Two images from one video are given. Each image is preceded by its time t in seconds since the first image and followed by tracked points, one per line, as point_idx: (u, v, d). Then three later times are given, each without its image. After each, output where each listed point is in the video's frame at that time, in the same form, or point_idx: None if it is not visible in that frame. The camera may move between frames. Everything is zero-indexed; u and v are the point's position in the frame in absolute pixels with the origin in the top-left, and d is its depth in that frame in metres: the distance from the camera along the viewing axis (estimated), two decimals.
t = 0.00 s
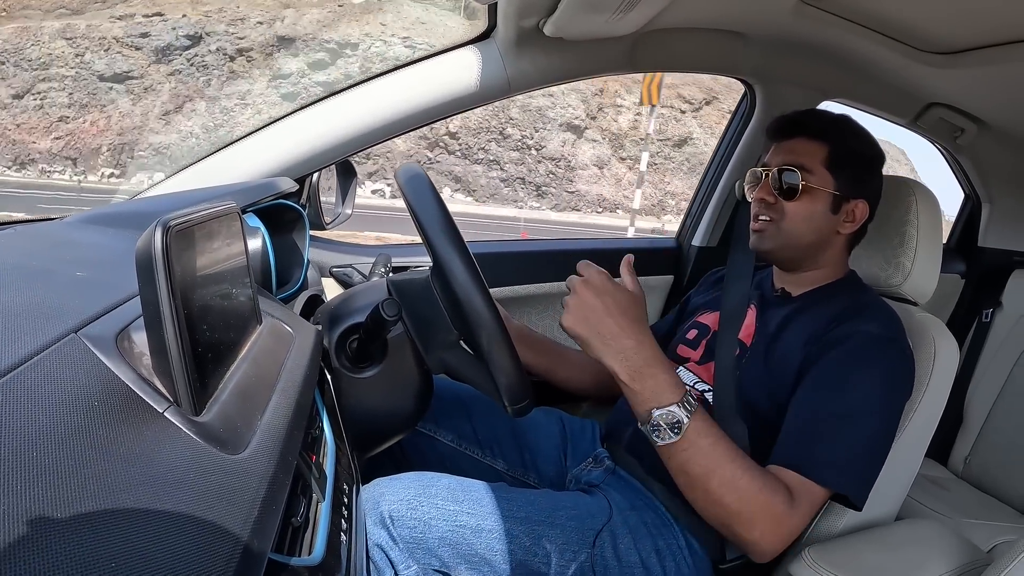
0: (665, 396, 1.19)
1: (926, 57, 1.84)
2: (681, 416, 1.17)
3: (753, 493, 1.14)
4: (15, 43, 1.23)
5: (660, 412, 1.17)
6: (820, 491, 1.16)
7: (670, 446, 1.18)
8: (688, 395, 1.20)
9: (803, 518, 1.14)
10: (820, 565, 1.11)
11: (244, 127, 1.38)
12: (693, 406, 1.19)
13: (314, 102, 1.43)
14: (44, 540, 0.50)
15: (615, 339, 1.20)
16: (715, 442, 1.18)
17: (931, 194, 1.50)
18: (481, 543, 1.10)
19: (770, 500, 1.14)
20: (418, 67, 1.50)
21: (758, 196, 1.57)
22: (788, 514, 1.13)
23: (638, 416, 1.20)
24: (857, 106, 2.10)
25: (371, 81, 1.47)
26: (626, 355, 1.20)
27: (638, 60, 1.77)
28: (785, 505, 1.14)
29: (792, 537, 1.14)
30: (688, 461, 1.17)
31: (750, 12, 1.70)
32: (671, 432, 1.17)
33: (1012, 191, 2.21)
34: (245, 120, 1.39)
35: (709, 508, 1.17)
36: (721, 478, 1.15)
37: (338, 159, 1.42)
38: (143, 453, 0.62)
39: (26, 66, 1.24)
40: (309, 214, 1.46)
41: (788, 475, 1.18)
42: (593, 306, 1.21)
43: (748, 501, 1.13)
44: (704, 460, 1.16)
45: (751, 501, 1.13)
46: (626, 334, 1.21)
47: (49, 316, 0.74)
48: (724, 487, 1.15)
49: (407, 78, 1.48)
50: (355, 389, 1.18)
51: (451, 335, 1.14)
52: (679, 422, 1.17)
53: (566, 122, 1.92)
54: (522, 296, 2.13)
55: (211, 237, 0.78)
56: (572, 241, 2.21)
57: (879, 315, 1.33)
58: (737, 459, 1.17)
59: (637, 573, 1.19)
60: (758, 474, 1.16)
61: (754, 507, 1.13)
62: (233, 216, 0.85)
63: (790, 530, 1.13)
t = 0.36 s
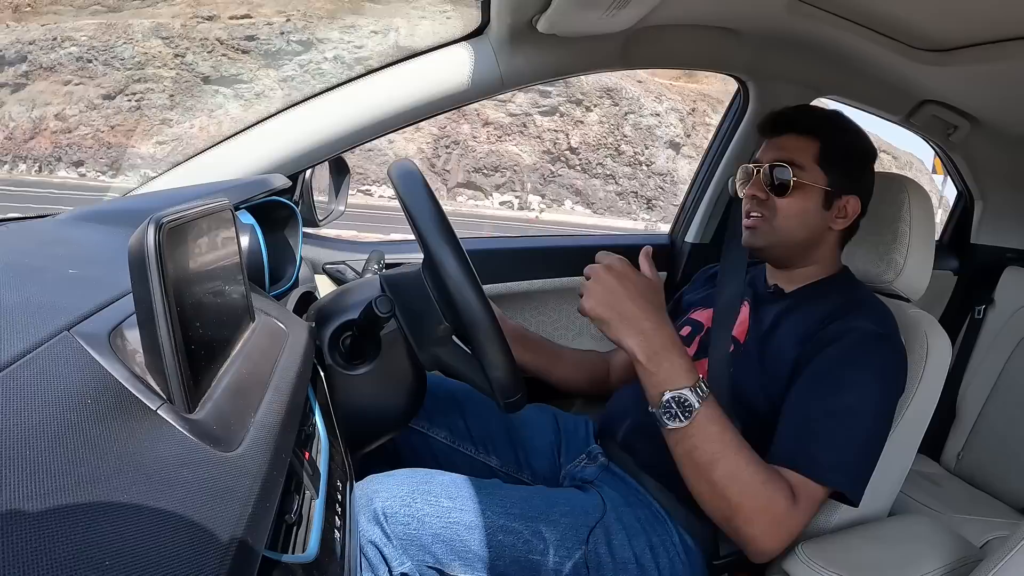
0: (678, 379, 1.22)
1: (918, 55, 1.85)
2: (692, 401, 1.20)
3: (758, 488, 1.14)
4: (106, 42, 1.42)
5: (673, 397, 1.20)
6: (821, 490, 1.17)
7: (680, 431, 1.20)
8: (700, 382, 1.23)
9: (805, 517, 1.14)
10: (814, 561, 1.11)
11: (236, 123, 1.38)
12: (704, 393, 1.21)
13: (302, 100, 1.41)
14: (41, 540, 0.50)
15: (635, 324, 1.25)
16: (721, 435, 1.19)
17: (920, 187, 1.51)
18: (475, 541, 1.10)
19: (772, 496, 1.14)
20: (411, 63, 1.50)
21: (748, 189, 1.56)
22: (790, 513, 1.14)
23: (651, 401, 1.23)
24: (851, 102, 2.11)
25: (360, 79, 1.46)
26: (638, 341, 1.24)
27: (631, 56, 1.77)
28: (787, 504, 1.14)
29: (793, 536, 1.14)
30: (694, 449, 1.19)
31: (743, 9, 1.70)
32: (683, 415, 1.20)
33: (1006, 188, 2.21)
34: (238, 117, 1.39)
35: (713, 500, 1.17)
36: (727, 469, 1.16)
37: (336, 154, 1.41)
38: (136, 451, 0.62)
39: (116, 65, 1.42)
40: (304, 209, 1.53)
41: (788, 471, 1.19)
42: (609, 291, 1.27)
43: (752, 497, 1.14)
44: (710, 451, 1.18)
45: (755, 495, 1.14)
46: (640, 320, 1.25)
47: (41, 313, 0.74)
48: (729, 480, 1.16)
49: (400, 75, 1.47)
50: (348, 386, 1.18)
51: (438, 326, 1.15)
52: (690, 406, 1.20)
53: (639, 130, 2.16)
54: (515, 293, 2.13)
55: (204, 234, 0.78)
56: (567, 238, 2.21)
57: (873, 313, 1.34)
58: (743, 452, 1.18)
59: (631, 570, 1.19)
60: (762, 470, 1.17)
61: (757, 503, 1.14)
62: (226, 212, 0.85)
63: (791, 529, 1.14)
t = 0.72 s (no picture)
0: (657, 396, 1.17)
1: (911, 52, 1.85)
2: (678, 417, 1.16)
3: (762, 489, 1.13)
4: (212, 46, 1.38)
5: (658, 414, 1.16)
6: (829, 482, 1.17)
7: (667, 449, 1.17)
8: (683, 391, 1.19)
9: (814, 511, 1.13)
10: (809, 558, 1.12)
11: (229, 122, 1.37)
12: (690, 405, 1.17)
13: (289, 102, 1.40)
14: (35, 541, 0.50)
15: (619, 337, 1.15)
16: (719, 442, 1.16)
17: (915, 185, 1.51)
18: (471, 539, 1.11)
19: (781, 493, 1.13)
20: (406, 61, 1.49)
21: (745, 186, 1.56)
22: (799, 509, 1.13)
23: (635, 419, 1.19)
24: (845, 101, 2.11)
25: (350, 79, 1.45)
26: (616, 359, 1.16)
27: (625, 55, 1.77)
28: (796, 499, 1.13)
29: (803, 531, 1.13)
30: (692, 459, 1.16)
31: (737, 7, 1.70)
32: (668, 432, 1.16)
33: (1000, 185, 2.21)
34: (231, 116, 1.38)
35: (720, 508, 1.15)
36: (731, 473, 1.14)
37: (328, 154, 1.41)
38: (131, 451, 0.62)
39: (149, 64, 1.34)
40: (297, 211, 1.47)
41: (794, 467, 1.18)
42: (586, 297, 1.12)
43: (759, 497, 1.12)
44: (710, 458, 1.15)
45: (761, 500, 1.12)
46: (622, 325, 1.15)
47: (33, 314, 0.73)
48: (736, 482, 1.14)
49: (392, 74, 1.46)
50: (342, 385, 1.17)
51: (428, 326, 1.15)
52: (675, 422, 1.16)
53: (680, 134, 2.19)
54: (509, 292, 2.13)
55: (197, 234, 0.78)
56: (561, 237, 2.21)
57: (866, 310, 1.34)
58: (745, 455, 1.16)
59: (626, 568, 1.20)
60: (767, 468, 1.15)
61: (766, 501, 1.12)
62: (219, 212, 0.85)
63: (802, 525, 1.13)
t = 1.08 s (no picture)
0: (690, 365, 1.22)
1: (904, 49, 1.85)
2: (704, 387, 1.19)
3: (769, 481, 1.13)
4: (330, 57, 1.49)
5: (682, 382, 1.20)
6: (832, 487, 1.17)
7: (688, 419, 1.19)
8: (712, 367, 1.22)
9: (814, 516, 1.13)
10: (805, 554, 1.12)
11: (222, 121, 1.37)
12: (717, 379, 1.21)
13: (281, 101, 1.40)
14: (30, 542, 0.50)
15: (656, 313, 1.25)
16: (734, 429, 1.17)
17: (908, 181, 1.52)
18: (466, 537, 1.11)
19: (784, 490, 1.13)
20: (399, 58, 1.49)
21: (739, 184, 1.55)
22: (800, 511, 1.13)
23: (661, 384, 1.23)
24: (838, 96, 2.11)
25: (343, 77, 1.45)
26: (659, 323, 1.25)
27: (619, 51, 1.78)
28: (799, 501, 1.13)
29: (801, 536, 1.13)
30: (703, 439, 1.18)
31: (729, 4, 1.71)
32: (694, 399, 1.19)
33: (993, 181, 2.21)
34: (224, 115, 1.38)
35: (727, 493, 1.16)
36: (738, 460, 1.15)
37: (321, 152, 1.41)
38: (126, 450, 0.61)
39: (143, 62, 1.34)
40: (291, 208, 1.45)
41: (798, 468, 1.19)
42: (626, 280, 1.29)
43: (762, 491, 1.13)
44: (720, 444, 1.16)
45: (767, 491, 1.13)
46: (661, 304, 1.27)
47: (28, 313, 0.73)
48: (742, 469, 1.14)
49: (385, 72, 1.46)
50: (336, 383, 1.18)
51: (422, 325, 1.14)
52: (701, 393, 1.19)
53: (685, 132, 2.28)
54: (504, 289, 2.12)
55: (191, 232, 0.77)
56: (556, 234, 2.21)
57: (861, 308, 1.34)
58: (756, 446, 1.17)
59: (622, 564, 1.20)
60: (776, 465, 1.16)
61: (768, 496, 1.12)
62: (213, 211, 0.85)
63: (801, 529, 1.12)
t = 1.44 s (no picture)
0: (708, 363, 1.15)
1: (900, 48, 1.85)
2: (724, 386, 1.14)
3: (795, 480, 1.11)
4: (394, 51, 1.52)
5: (705, 383, 1.14)
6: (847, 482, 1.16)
7: (711, 420, 1.15)
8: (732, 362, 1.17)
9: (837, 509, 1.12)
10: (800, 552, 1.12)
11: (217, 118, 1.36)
12: (737, 377, 1.16)
13: (270, 100, 1.39)
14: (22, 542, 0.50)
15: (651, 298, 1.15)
16: (759, 429, 1.14)
17: (902, 178, 1.53)
18: (462, 534, 1.11)
19: (807, 486, 1.11)
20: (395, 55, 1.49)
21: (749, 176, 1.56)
22: (824, 505, 1.11)
23: (677, 382, 1.18)
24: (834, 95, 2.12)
25: (337, 75, 1.44)
26: (672, 319, 1.16)
27: (615, 49, 1.78)
28: (822, 493, 1.12)
29: (823, 530, 1.12)
30: (727, 442, 1.14)
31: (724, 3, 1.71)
32: (715, 400, 1.14)
33: (988, 179, 2.22)
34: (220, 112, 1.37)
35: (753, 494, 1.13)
36: (764, 459, 1.12)
37: (313, 150, 1.40)
38: (121, 449, 0.61)
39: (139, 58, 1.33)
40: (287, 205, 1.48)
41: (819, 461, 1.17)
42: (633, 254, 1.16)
43: (789, 489, 1.10)
44: (746, 445, 1.13)
45: (792, 491, 1.10)
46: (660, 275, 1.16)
47: (24, 310, 0.73)
48: (767, 467, 1.11)
49: (379, 70, 1.45)
50: (332, 381, 1.17)
51: (430, 328, 1.15)
52: (723, 391, 1.14)
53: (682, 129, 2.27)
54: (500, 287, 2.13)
55: (186, 229, 0.77)
56: (552, 232, 2.21)
57: (855, 307, 1.35)
58: (779, 443, 1.14)
59: (617, 562, 1.20)
60: (800, 460, 1.14)
61: (795, 494, 1.10)
62: (208, 208, 0.85)
63: (824, 523, 1.12)
